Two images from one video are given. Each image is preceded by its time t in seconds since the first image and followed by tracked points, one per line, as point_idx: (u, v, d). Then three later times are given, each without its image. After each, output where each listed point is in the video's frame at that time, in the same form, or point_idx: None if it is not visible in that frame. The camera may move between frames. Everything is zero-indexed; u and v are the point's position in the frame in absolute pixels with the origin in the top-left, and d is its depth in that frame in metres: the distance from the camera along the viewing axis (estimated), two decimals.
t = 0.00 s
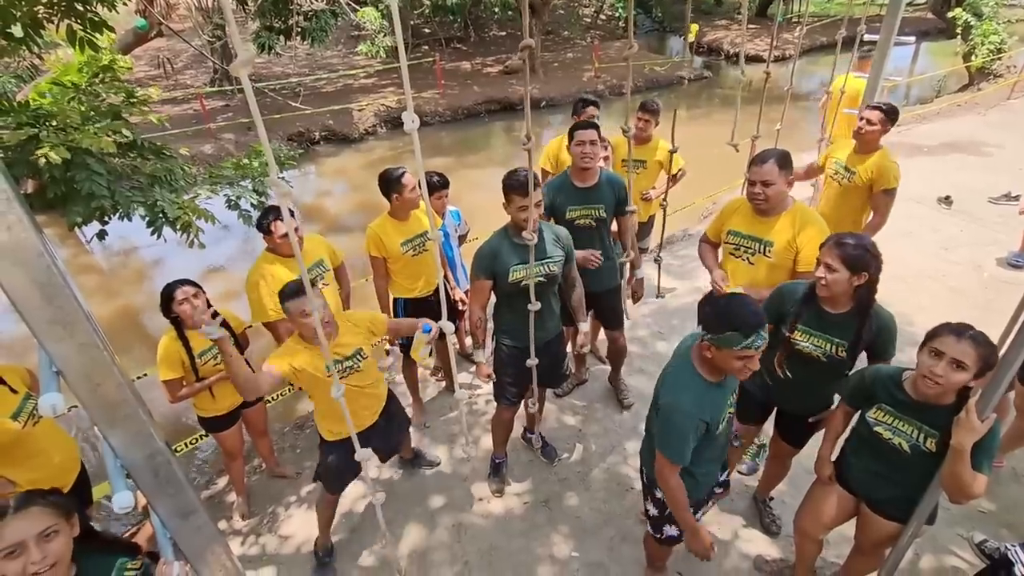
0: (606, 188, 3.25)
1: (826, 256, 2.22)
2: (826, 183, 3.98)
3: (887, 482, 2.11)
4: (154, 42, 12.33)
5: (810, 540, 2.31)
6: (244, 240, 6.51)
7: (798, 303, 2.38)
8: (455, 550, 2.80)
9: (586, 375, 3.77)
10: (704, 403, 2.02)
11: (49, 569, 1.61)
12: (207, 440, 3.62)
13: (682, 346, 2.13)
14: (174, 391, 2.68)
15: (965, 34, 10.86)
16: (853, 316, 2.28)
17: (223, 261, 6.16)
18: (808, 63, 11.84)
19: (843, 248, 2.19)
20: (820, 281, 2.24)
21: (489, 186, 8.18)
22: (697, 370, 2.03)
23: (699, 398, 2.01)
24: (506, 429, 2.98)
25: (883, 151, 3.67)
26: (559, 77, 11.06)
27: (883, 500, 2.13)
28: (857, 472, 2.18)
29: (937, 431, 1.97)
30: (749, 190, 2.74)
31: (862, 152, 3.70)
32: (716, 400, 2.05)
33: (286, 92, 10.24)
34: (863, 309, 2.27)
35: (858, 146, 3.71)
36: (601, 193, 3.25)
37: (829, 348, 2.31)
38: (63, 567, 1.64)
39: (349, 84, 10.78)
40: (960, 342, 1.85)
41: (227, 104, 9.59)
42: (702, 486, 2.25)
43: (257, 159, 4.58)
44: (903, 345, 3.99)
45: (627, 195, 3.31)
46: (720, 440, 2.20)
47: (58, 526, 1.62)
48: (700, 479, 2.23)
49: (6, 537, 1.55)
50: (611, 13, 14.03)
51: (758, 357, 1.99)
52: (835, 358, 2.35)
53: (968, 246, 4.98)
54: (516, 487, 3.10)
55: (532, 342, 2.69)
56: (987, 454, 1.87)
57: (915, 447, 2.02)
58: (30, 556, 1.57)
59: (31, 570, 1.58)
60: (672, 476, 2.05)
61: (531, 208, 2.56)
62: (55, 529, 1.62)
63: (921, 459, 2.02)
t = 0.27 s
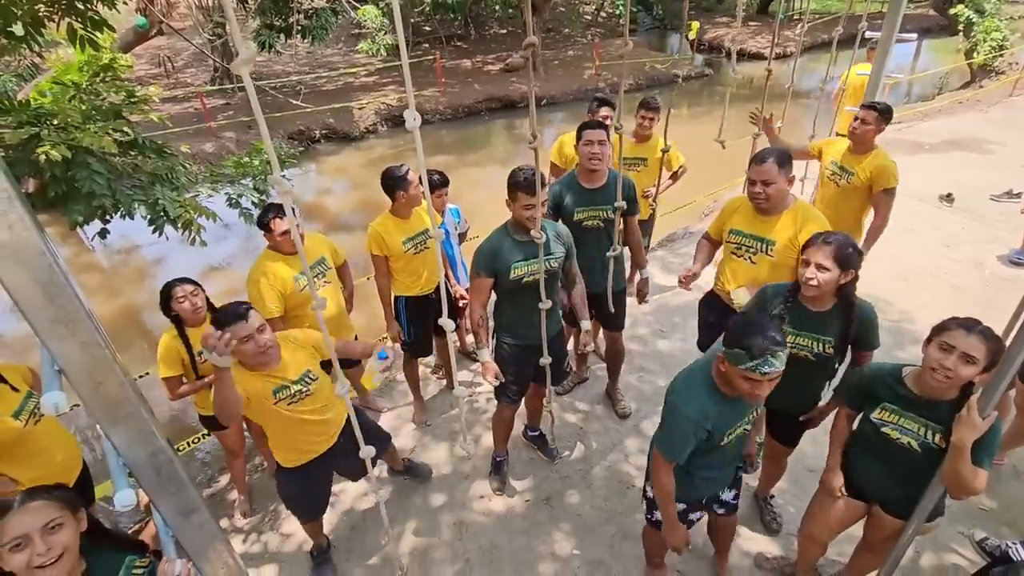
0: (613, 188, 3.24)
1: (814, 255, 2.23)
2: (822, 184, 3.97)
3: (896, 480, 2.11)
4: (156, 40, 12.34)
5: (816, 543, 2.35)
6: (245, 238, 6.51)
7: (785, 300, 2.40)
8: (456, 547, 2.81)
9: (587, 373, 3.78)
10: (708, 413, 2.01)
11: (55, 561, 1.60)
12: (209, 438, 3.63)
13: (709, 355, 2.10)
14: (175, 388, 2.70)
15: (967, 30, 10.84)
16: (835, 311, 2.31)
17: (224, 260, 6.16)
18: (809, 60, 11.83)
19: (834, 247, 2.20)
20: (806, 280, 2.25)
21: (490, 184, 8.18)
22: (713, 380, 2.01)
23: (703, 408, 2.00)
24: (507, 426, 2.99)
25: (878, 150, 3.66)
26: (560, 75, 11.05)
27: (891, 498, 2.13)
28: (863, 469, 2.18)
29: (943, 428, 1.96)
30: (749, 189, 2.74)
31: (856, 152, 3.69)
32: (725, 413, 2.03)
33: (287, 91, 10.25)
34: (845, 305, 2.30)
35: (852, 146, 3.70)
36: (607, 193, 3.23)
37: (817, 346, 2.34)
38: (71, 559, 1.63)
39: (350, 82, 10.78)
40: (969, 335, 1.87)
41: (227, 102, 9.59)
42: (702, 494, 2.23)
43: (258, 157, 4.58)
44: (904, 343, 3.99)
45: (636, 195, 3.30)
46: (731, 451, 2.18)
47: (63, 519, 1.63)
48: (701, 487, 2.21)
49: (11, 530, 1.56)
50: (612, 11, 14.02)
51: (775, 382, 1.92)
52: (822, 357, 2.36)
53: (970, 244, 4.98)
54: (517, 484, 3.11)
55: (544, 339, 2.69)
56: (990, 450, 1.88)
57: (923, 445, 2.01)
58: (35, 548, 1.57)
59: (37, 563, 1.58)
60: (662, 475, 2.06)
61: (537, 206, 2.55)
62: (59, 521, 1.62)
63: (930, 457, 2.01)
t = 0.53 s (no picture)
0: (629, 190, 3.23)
1: (768, 255, 2.37)
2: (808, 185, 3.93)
3: (901, 479, 2.11)
4: (155, 38, 12.33)
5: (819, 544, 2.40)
6: (246, 237, 6.51)
7: (740, 301, 2.55)
8: (457, 546, 2.81)
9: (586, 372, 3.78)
10: (718, 395, 2.03)
11: (62, 561, 1.60)
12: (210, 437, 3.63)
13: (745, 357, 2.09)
14: (176, 386, 2.71)
15: (969, 27, 10.81)
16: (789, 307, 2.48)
17: (225, 258, 6.16)
18: (810, 58, 11.81)
19: (786, 246, 2.35)
20: (761, 279, 2.39)
21: (491, 182, 8.18)
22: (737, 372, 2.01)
23: (714, 386, 2.03)
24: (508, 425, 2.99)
25: (863, 148, 3.67)
26: (560, 73, 11.04)
27: (899, 497, 2.13)
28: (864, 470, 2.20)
29: (948, 424, 1.96)
30: (750, 188, 2.74)
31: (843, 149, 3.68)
32: (737, 406, 2.02)
33: (287, 89, 10.24)
34: (796, 301, 2.47)
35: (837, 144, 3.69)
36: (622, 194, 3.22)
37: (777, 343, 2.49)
38: (77, 559, 1.64)
39: (350, 80, 10.77)
40: (964, 326, 1.88)
41: (228, 100, 9.59)
42: (701, 487, 2.21)
43: (258, 155, 4.58)
44: (905, 341, 3.99)
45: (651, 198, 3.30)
46: (740, 456, 2.13)
47: (70, 519, 1.62)
48: (701, 478, 2.20)
49: (18, 530, 1.55)
50: (613, 8, 14.00)
51: (788, 382, 1.87)
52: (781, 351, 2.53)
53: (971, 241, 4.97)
54: (518, 483, 3.11)
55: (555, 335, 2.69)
56: (992, 445, 1.88)
57: (929, 442, 2.01)
58: (42, 549, 1.57)
59: (44, 562, 1.58)
60: (657, 430, 2.15)
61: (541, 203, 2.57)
62: (67, 521, 1.61)
63: (935, 455, 2.01)
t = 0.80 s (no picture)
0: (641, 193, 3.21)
1: (728, 247, 2.28)
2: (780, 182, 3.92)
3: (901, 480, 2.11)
4: (156, 37, 12.35)
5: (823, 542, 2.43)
6: (246, 235, 6.51)
7: (697, 294, 2.50)
8: (458, 544, 2.81)
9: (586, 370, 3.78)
10: (726, 381, 2.09)
11: (68, 557, 1.61)
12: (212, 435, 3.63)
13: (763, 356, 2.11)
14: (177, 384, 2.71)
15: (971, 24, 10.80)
16: (744, 300, 2.43)
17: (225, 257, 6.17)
18: (811, 56, 11.80)
19: (745, 242, 2.27)
20: (721, 271, 2.32)
21: (491, 180, 8.17)
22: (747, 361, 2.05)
23: (722, 374, 2.10)
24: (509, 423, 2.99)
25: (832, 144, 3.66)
26: (561, 71, 11.04)
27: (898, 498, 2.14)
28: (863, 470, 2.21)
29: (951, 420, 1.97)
30: (752, 185, 2.73)
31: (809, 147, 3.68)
32: (741, 396, 2.06)
33: (288, 87, 10.25)
34: (751, 294, 2.43)
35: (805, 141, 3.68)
36: (632, 197, 3.21)
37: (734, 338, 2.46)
38: (83, 554, 1.64)
39: (350, 78, 10.77)
40: (967, 324, 1.87)
41: (228, 99, 9.59)
42: (704, 473, 2.25)
43: (259, 154, 4.58)
44: (906, 339, 3.99)
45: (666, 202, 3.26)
46: (743, 453, 2.14)
47: (77, 515, 1.62)
48: (705, 462, 2.24)
49: (26, 525, 1.56)
50: (613, 6, 13.99)
51: (787, 374, 1.88)
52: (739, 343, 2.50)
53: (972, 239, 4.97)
54: (519, 481, 3.11)
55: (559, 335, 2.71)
56: (992, 443, 1.88)
57: (931, 440, 2.01)
58: (48, 544, 1.58)
59: (50, 557, 1.59)
60: (673, 388, 2.29)
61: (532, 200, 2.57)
62: (74, 517, 1.62)
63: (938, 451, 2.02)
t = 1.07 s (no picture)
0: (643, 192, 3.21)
1: (710, 246, 2.31)
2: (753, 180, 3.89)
3: (906, 483, 2.10)
4: (157, 36, 12.36)
5: (822, 540, 2.39)
6: (247, 234, 6.51)
7: (684, 293, 2.50)
8: (458, 542, 2.81)
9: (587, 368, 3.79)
10: (721, 367, 2.16)
11: (74, 553, 1.62)
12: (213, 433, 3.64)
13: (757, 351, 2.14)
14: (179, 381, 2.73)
15: (973, 23, 10.79)
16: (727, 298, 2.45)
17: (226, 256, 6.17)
18: (812, 54, 11.79)
19: (727, 240, 2.29)
20: (704, 270, 2.34)
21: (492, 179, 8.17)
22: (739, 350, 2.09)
23: (718, 359, 2.17)
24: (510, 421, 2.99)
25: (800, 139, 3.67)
26: (561, 69, 11.03)
27: (902, 500, 2.12)
28: (868, 471, 2.19)
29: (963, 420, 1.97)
30: (753, 184, 2.73)
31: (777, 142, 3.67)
32: (731, 383, 2.12)
33: (288, 86, 10.25)
34: (734, 292, 2.44)
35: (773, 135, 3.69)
36: (636, 195, 3.20)
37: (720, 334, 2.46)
38: (88, 551, 1.65)
39: (351, 77, 10.77)
40: (976, 325, 1.87)
41: (229, 98, 9.59)
42: (698, 460, 2.34)
43: (259, 152, 4.59)
44: (907, 337, 3.99)
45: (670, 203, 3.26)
46: (733, 443, 2.20)
47: (84, 511, 1.63)
48: (700, 450, 2.33)
49: (33, 521, 1.57)
50: (614, 5, 13.98)
51: (764, 357, 1.92)
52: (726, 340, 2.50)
53: (973, 238, 4.97)
54: (520, 479, 3.12)
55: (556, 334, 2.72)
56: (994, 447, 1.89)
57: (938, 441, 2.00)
58: (55, 540, 1.59)
59: (56, 553, 1.60)
60: (682, 378, 2.33)
61: (521, 197, 2.58)
62: (81, 514, 1.62)
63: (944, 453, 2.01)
